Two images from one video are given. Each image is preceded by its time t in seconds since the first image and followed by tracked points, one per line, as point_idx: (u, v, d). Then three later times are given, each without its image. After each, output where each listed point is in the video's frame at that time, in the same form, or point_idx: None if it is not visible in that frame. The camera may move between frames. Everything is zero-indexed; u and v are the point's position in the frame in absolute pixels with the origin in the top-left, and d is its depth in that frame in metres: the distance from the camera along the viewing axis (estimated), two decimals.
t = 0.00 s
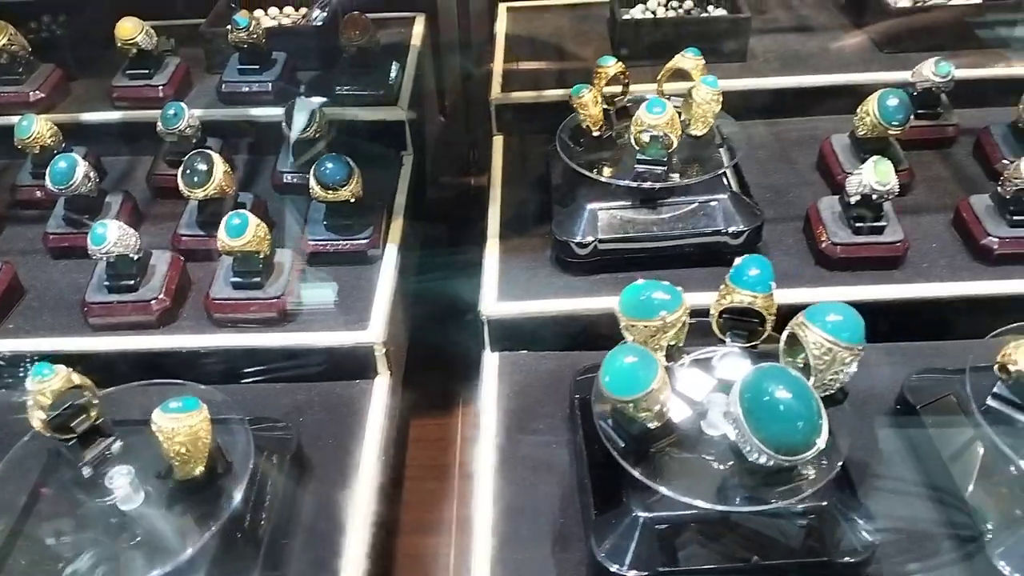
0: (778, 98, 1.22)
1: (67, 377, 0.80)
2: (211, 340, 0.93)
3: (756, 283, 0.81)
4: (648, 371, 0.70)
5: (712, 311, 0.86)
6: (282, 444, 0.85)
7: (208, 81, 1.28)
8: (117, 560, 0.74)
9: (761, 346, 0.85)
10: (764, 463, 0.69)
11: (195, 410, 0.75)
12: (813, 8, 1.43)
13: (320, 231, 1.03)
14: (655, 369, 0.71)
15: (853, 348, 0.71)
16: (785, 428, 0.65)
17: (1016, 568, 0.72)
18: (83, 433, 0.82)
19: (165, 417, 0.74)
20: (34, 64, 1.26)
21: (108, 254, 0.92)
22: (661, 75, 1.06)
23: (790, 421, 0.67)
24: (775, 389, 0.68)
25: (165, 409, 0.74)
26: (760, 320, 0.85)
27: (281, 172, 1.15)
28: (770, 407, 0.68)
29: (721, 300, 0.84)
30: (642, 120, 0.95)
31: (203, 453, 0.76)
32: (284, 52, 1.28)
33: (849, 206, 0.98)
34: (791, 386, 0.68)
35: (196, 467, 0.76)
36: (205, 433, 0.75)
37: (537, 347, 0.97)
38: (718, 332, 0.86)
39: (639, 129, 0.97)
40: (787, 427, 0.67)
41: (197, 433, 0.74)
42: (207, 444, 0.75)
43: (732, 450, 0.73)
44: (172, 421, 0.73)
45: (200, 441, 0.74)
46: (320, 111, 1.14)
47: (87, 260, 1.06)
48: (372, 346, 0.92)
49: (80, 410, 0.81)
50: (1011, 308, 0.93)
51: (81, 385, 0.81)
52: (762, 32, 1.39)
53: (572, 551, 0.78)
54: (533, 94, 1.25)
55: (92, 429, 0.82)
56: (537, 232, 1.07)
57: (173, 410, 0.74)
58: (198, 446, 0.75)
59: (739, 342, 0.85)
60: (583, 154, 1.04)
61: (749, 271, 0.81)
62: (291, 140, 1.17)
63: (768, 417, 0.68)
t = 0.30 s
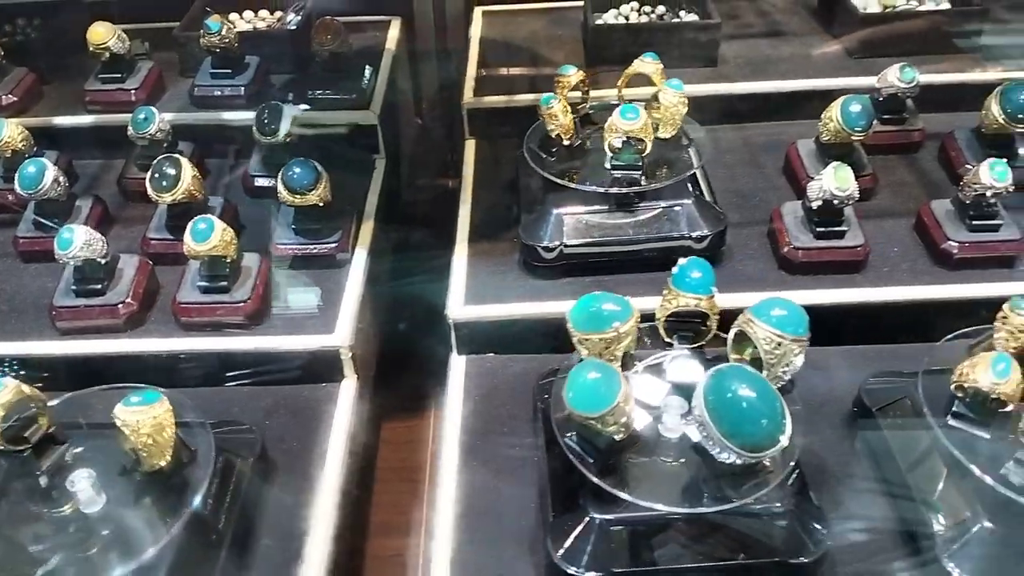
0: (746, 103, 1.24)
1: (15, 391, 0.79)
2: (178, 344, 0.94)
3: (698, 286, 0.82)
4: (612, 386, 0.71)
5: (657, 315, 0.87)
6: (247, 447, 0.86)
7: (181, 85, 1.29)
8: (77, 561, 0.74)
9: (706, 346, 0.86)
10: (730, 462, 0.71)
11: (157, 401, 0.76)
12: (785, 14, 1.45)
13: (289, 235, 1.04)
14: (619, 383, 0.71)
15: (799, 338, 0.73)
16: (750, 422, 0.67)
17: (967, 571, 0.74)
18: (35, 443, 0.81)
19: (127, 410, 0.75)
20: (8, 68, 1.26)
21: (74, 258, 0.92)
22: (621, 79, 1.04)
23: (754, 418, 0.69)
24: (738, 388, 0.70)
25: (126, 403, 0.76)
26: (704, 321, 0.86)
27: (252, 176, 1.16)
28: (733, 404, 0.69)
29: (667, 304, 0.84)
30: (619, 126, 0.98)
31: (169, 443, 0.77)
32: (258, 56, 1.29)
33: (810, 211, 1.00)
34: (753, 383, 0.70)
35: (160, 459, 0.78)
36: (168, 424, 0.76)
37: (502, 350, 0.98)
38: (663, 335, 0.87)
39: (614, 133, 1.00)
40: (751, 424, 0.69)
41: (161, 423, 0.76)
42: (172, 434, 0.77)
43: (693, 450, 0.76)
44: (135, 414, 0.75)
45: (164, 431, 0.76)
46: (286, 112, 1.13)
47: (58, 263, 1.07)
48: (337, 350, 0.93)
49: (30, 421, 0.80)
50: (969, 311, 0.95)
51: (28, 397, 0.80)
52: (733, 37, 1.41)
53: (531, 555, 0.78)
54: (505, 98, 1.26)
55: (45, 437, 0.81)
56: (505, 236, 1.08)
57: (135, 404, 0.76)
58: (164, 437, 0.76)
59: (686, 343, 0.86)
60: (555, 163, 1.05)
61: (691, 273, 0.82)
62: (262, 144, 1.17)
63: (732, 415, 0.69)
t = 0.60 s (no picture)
0: (708, 102, 1.25)
1: None
2: (137, 346, 0.94)
3: (635, 283, 0.82)
4: (567, 392, 0.71)
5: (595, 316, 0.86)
6: (200, 447, 0.86)
7: (146, 86, 1.29)
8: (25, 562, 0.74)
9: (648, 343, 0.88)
10: (685, 454, 0.72)
11: (106, 390, 0.77)
12: (750, 14, 1.46)
13: (249, 236, 1.04)
14: (573, 389, 0.71)
15: (738, 325, 0.74)
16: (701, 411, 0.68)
17: (911, 567, 0.75)
18: None
19: (75, 402, 0.76)
20: None
21: (30, 260, 0.92)
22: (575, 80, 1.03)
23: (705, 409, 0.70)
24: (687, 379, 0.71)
25: (74, 396, 0.76)
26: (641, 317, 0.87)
27: (215, 177, 1.16)
28: (684, 396, 0.70)
29: (605, 305, 0.83)
30: (585, 126, 0.99)
31: (121, 430, 0.79)
32: (223, 57, 1.29)
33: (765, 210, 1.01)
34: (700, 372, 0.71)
35: (113, 448, 0.79)
36: (119, 410, 0.78)
37: (461, 350, 0.98)
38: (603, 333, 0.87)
39: (579, 134, 1.00)
40: (703, 414, 0.70)
41: (112, 411, 0.77)
42: (123, 421, 0.78)
43: (643, 446, 0.77)
44: (85, 404, 0.76)
45: (116, 418, 0.77)
46: (250, 113, 1.14)
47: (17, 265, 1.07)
48: (295, 350, 0.93)
49: None
50: (920, 307, 0.96)
51: None
52: (698, 38, 1.42)
53: (482, 555, 0.79)
54: (469, 99, 1.27)
55: None
56: (466, 236, 1.09)
57: (82, 395, 0.76)
58: (116, 424, 0.77)
59: (627, 341, 0.87)
60: (521, 168, 1.04)
61: (626, 271, 0.82)
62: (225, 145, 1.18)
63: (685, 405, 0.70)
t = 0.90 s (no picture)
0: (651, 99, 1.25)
1: None
2: (71, 353, 0.93)
3: (544, 279, 0.82)
4: (499, 401, 0.71)
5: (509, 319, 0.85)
6: (129, 452, 0.86)
7: (90, 91, 1.28)
8: None
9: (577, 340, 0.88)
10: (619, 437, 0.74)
11: (22, 383, 0.79)
12: (699, 11, 1.46)
13: (187, 240, 1.04)
14: (503, 395, 0.72)
15: (646, 309, 0.78)
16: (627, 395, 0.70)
17: (833, 561, 0.75)
18: None
19: None
20: None
21: None
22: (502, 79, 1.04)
23: (632, 394, 0.73)
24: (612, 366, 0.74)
25: None
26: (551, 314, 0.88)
27: (157, 182, 1.16)
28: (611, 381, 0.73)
29: (516, 305, 0.83)
30: (527, 122, 1.00)
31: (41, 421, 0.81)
32: (166, 61, 1.28)
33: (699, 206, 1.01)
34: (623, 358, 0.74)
35: (36, 441, 0.80)
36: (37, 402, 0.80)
37: (398, 350, 0.99)
38: (518, 335, 0.86)
39: (522, 131, 1.01)
40: (631, 399, 0.72)
41: (31, 403, 0.79)
42: (43, 413, 0.80)
43: (573, 445, 0.78)
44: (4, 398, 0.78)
45: (36, 409, 0.79)
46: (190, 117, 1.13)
47: None
48: (229, 354, 0.93)
49: None
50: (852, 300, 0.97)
51: None
52: (646, 35, 1.42)
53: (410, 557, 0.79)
54: (414, 98, 1.27)
55: None
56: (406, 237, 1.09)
57: None
58: (36, 416, 0.80)
59: (542, 339, 0.87)
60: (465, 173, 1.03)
61: (533, 269, 0.82)
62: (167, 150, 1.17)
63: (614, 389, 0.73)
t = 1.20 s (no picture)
0: (592, 105, 1.26)
1: None
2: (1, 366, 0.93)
3: (456, 286, 0.82)
4: (422, 413, 0.71)
5: (423, 329, 0.84)
6: (56, 464, 0.86)
7: (30, 101, 1.27)
8: None
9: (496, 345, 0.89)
10: (544, 433, 0.74)
11: None
12: (644, 16, 1.47)
13: (121, 250, 1.03)
14: (428, 409, 0.72)
15: (557, 305, 0.79)
16: (548, 393, 0.71)
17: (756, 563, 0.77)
18: None
19: None
20: None
21: None
22: (432, 85, 1.03)
23: (552, 389, 0.73)
24: (532, 363, 0.74)
25: None
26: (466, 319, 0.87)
27: (96, 192, 1.16)
28: (531, 378, 0.73)
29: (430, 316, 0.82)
30: (469, 126, 1.00)
31: None
32: (107, 70, 1.27)
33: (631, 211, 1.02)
34: (541, 355, 0.74)
35: None
36: None
37: (333, 358, 0.99)
38: (434, 344, 0.86)
39: (462, 135, 1.02)
40: (551, 395, 0.73)
41: None
42: None
43: (500, 449, 0.78)
44: None
45: None
46: (127, 126, 1.11)
47: None
48: (160, 365, 0.93)
49: None
50: (782, 303, 0.98)
51: None
52: (590, 39, 1.43)
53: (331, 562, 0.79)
54: (357, 106, 1.27)
55: None
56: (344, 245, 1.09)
57: None
58: None
59: (459, 345, 0.86)
60: (410, 184, 1.03)
61: (443, 277, 0.82)
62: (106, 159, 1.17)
63: (534, 386, 0.73)
